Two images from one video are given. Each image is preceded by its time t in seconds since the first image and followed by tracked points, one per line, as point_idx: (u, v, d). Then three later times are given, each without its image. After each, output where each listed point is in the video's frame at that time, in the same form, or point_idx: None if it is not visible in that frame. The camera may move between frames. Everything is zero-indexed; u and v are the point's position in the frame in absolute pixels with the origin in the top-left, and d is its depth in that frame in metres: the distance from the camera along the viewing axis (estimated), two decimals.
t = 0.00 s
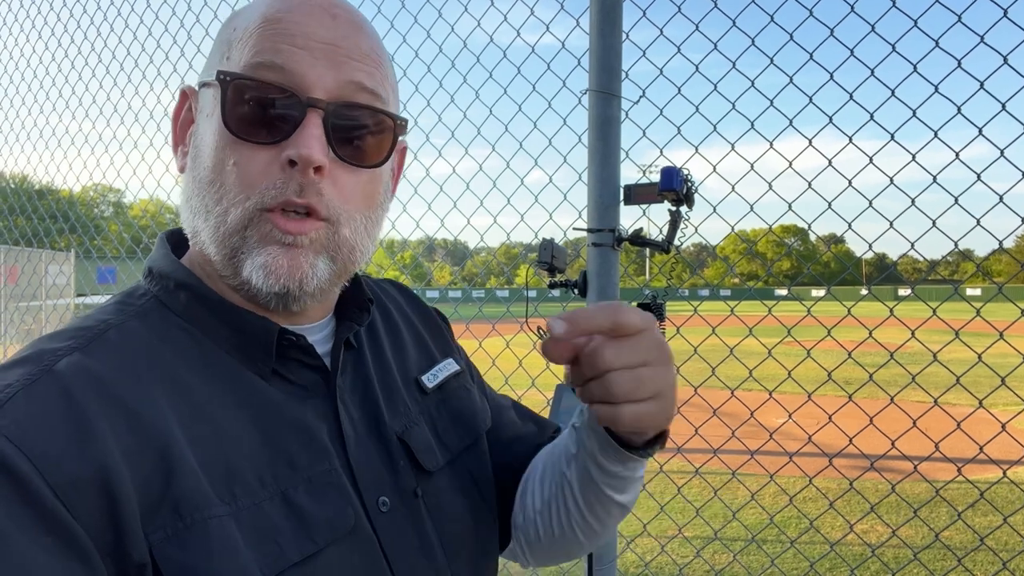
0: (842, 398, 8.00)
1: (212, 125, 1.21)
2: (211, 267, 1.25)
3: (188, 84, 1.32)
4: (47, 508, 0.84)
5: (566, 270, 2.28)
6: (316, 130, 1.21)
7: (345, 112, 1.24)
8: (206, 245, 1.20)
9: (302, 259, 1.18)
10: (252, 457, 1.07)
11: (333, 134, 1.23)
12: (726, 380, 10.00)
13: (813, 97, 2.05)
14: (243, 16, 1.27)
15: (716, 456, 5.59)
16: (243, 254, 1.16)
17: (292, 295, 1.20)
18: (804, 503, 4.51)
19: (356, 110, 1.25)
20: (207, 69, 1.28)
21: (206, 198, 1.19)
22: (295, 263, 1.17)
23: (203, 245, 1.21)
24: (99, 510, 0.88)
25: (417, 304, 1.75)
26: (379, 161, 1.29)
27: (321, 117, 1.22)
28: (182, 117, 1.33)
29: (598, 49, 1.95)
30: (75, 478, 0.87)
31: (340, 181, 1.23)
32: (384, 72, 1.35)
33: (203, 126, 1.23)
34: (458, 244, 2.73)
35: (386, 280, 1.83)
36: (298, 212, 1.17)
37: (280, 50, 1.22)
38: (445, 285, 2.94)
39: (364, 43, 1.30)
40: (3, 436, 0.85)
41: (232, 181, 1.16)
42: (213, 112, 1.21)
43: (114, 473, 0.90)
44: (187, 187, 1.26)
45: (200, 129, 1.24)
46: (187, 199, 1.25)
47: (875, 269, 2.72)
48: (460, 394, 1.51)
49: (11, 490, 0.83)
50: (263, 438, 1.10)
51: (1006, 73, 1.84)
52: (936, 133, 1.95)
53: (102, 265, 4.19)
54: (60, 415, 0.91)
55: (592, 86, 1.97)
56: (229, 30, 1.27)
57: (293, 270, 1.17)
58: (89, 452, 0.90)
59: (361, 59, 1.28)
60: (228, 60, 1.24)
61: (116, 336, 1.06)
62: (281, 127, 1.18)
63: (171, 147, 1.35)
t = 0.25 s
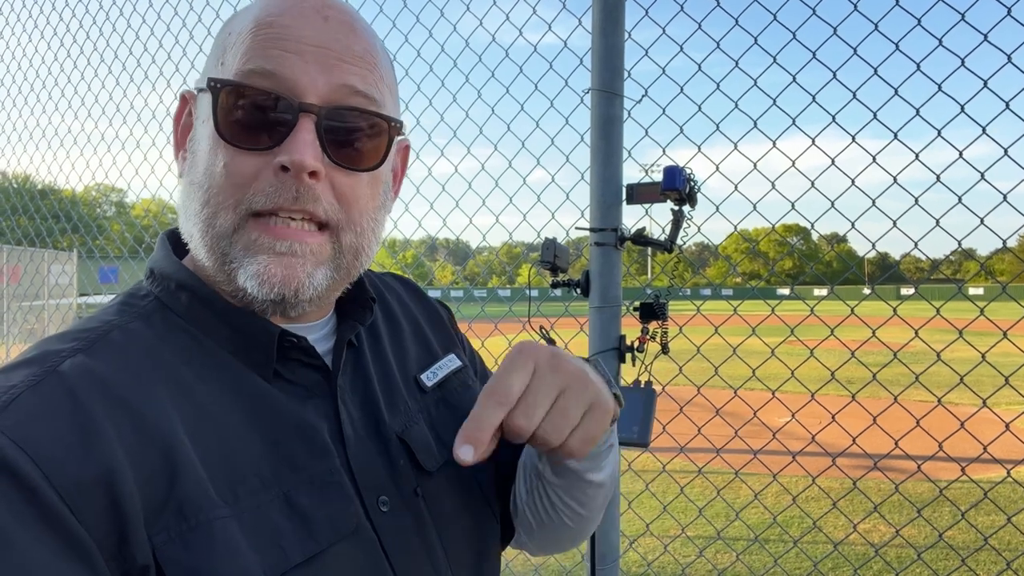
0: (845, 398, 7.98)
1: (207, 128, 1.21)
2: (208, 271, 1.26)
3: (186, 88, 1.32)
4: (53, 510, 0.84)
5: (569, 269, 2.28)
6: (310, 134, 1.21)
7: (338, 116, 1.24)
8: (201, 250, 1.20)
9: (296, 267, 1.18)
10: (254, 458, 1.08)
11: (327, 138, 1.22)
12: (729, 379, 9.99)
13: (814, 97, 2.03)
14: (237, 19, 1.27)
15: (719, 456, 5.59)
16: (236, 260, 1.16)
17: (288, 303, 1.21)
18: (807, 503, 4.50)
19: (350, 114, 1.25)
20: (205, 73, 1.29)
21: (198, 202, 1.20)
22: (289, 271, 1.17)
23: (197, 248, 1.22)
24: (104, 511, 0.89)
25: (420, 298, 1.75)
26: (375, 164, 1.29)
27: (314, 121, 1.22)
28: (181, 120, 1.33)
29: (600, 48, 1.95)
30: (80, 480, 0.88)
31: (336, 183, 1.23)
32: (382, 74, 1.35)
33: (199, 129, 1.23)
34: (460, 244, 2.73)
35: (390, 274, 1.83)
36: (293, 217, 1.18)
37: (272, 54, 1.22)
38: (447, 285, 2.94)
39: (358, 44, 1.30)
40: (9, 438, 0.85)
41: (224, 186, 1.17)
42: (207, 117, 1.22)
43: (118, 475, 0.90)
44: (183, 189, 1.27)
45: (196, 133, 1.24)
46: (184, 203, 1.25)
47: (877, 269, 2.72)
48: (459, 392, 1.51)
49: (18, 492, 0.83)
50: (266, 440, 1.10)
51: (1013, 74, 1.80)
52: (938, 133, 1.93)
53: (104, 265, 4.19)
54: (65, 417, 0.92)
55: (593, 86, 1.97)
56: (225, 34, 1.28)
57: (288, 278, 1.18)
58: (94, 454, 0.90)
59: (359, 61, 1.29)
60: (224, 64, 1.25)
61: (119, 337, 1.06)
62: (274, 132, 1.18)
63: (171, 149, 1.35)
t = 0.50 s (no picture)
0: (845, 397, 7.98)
1: (196, 127, 1.19)
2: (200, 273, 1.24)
3: (177, 86, 1.30)
4: (45, 514, 0.83)
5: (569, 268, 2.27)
6: (300, 135, 1.19)
7: (329, 115, 1.22)
8: (192, 252, 1.19)
9: (289, 282, 1.18)
10: (248, 460, 1.07)
11: (318, 138, 1.20)
12: (730, 378, 9.99)
13: (813, 96, 1.99)
14: (227, 17, 1.25)
15: (719, 455, 5.58)
16: (228, 270, 1.16)
17: (280, 318, 1.20)
18: (808, 503, 4.50)
19: (342, 112, 1.23)
20: (196, 72, 1.27)
21: (188, 204, 1.18)
22: (282, 288, 1.17)
23: (187, 251, 1.20)
24: (97, 515, 0.88)
25: (412, 302, 1.73)
26: (369, 162, 1.27)
27: (305, 122, 1.19)
28: (173, 118, 1.32)
29: (600, 46, 1.93)
30: (73, 483, 0.87)
31: (329, 184, 1.22)
32: (376, 72, 1.34)
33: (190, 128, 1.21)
34: (460, 243, 2.72)
35: (383, 277, 1.82)
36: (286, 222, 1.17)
37: (261, 55, 1.20)
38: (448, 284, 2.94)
39: (352, 42, 1.29)
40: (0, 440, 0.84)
41: (214, 187, 1.15)
42: (196, 116, 1.19)
43: (111, 479, 0.89)
44: (174, 189, 1.25)
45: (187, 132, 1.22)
46: (174, 204, 1.24)
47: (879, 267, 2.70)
48: (456, 394, 1.51)
49: (10, 496, 0.82)
50: (260, 441, 1.09)
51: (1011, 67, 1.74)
52: (938, 131, 1.87)
53: (104, 264, 4.18)
54: (57, 419, 0.90)
55: (593, 84, 1.95)
56: (214, 32, 1.26)
57: (281, 295, 1.17)
58: (87, 456, 0.89)
59: (352, 59, 1.27)
60: (213, 64, 1.23)
61: (112, 337, 1.05)
62: (263, 133, 1.17)
63: (162, 148, 1.34)
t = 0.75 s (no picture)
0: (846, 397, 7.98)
1: (190, 126, 1.18)
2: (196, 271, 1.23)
3: (169, 83, 1.29)
4: (36, 513, 0.83)
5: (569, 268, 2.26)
6: (294, 137, 1.18)
7: (322, 116, 1.21)
8: (188, 251, 1.18)
9: (284, 266, 1.16)
10: (242, 461, 1.06)
11: (313, 139, 1.19)
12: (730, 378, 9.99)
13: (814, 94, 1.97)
14: (218, 14, 1.23)
15: (720, 455, 5.58)
16: (226, 256, 1.14)
17: (277, 306, 1.19)
18: (809, 502, 4.49)
19: (336, 112, 1.22)
20: (188, 70, 1.25)
21: (183, 204, 1.17)
22: (277, 272, 1.15)
23: (184, 250, 1.19)
24: (89, 515, 0.88)
25: (407, 304, 1.72)
26: (364, 163, 1.26)
27: (299, 123, 1.19)
28: (166, 115, 1.30)
29: (600, 45, 1.92)
30: (64, 483, 0.87)
31: (324, 185, 1.20)
32: (371, 72, 1.33)
33: (184, 126, 1.19)
34: (461, 243, 2.71)
35: (379, 282, 1.80)
36: (281, 222, 1.15)
37: (254, 56, 1.19)
38: (449, 284, 2.93)
39: (347, 38, 1.27)
40: None
41: (209, 188, 1.14)
42: (189, 116, 1.18)
43: (102, 479, 0.89)
44: (168, 188, 1.24)
45: (181, 130, 1.20)
46: (169, 202, 1.22)
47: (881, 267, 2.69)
48: (454, 394, 1.50)
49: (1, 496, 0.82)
50: (254, 441, 1.08)
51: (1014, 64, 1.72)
52: (940, 131, 1.85)
53: (106, 264, 4.17)
54: (48, 420, 0.90)
55: (593, 83, 1.94)
56: (206, 29, 1.24)
57: (276, 280, 1.15)
58: (78, 456, 0.89)
59: (346, 57, 1.26)
60: (205, 62, 1.21)
61: (104, 337, 1.04)
62: (256, 134, 1.15)
63: (155, 146, 1.32)
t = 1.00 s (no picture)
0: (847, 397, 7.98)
1: (182, 124, 1.16)
2: (192, 273, 1.22)
3: (159, 81, 1.28)
4: (26, 515, 0.82)
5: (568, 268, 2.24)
6: (287, 131, 1.16)
7: (314, 109, 1.20)
8: (184, 252, 1.16)
9: (282, 267, 1.15)
10: (238, 461, 1.05)
11: (306, 133, 1.18)
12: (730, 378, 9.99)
13: (814, 94, 1.96)
14: (207, 9, 1.22)
15: (720, 455, 5.58)
16: (223, 261, 1.13)
17: (276, 306, 1.18)
18: (809, 502, 4.49)
19: (328, 105, 1.21)
20: (179, 67, 1.24)
21: (177, 204, 1.16)
22: (276, 274, 1.14)
23: (179, 251, 1.18)
24: (81, 516, 0.87)
25: (404, 308, 1.70)
26: (357, 156, 1.25)
27: (291, 117, 1.17)
28: (156, 114, 1.29)
29: (600, 44, 1.91)
30: (54, 484, 0.86)
31: (318, 180, 1.19)
32: (364, 68, 1.32)
33: (175, 125, 1.18)
34: (462, 242, 2.70)
35: (376, 287, 1.79)
36: (277, 218, 1.14)
37: (244, 50, 1.17)
38: (449, 283, 2.93)
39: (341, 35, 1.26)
40: None
41: (203, 187, 1.13)
42: (180, 114, 1.17)
43: (94, 480, 0.88)
44: (161, 188, 1.22)
45: (172, 129, 1.19)
46: (163, 204, 1.21)
47: (882, 266, 2.68)
48: (453, 396, 1.48)
49: None
50: (249, 441, 1.07)
51: (1016, 63, 1.71)
52: (941, 132, 1.83)
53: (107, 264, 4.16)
54: (38, 421, 0.89)
55: (593, 83, 1.93)
56: (195, 25, 1.23)
57: (275, 280, 1.14)
58: (69, 457, 0.88)
59: (340, 55, 1.25)
60: (196, 58, 1.20)
61: (97, 337, 1.03)
62: (247, 129, 1.14)
63: (147, 146, 1.31)
